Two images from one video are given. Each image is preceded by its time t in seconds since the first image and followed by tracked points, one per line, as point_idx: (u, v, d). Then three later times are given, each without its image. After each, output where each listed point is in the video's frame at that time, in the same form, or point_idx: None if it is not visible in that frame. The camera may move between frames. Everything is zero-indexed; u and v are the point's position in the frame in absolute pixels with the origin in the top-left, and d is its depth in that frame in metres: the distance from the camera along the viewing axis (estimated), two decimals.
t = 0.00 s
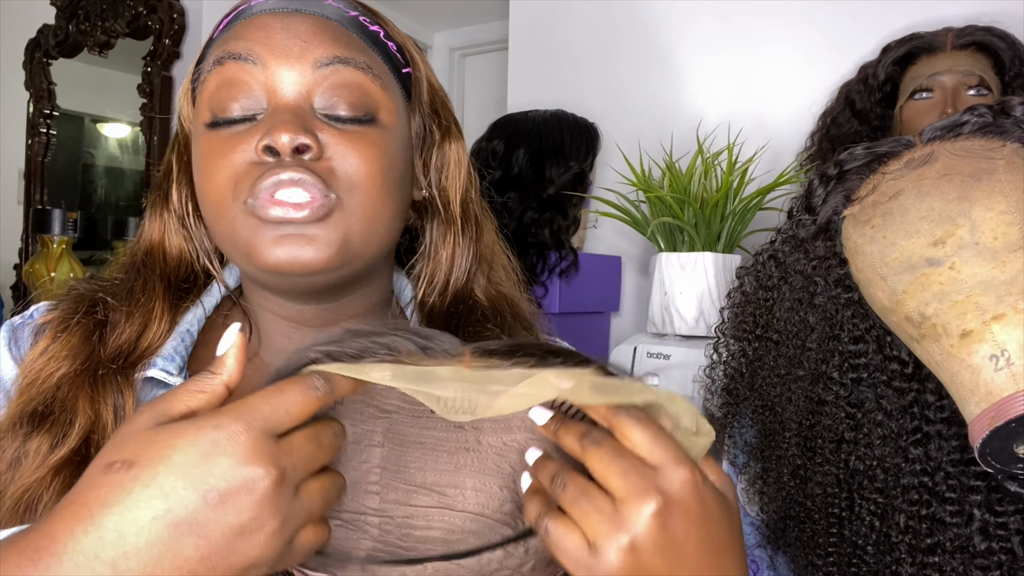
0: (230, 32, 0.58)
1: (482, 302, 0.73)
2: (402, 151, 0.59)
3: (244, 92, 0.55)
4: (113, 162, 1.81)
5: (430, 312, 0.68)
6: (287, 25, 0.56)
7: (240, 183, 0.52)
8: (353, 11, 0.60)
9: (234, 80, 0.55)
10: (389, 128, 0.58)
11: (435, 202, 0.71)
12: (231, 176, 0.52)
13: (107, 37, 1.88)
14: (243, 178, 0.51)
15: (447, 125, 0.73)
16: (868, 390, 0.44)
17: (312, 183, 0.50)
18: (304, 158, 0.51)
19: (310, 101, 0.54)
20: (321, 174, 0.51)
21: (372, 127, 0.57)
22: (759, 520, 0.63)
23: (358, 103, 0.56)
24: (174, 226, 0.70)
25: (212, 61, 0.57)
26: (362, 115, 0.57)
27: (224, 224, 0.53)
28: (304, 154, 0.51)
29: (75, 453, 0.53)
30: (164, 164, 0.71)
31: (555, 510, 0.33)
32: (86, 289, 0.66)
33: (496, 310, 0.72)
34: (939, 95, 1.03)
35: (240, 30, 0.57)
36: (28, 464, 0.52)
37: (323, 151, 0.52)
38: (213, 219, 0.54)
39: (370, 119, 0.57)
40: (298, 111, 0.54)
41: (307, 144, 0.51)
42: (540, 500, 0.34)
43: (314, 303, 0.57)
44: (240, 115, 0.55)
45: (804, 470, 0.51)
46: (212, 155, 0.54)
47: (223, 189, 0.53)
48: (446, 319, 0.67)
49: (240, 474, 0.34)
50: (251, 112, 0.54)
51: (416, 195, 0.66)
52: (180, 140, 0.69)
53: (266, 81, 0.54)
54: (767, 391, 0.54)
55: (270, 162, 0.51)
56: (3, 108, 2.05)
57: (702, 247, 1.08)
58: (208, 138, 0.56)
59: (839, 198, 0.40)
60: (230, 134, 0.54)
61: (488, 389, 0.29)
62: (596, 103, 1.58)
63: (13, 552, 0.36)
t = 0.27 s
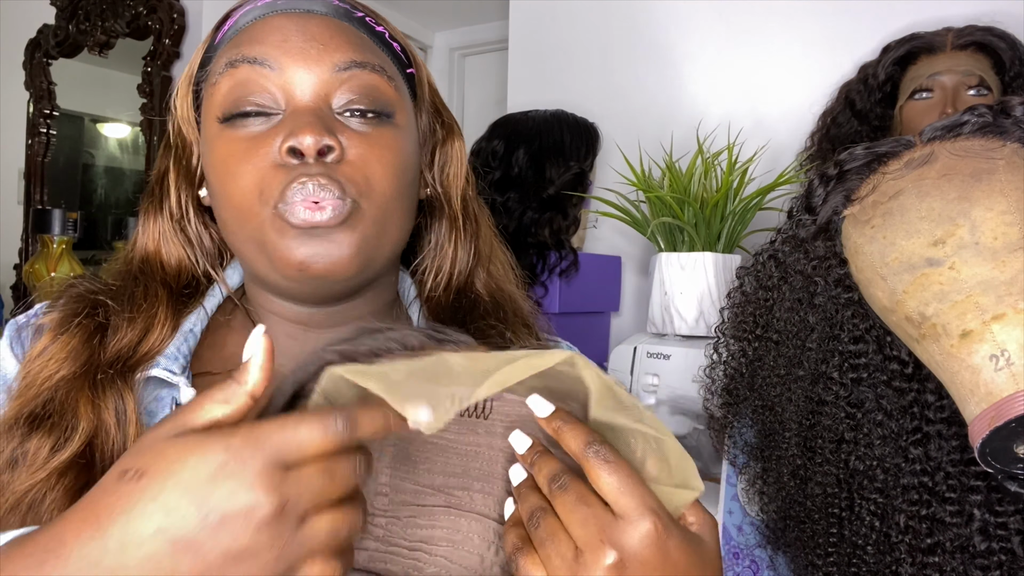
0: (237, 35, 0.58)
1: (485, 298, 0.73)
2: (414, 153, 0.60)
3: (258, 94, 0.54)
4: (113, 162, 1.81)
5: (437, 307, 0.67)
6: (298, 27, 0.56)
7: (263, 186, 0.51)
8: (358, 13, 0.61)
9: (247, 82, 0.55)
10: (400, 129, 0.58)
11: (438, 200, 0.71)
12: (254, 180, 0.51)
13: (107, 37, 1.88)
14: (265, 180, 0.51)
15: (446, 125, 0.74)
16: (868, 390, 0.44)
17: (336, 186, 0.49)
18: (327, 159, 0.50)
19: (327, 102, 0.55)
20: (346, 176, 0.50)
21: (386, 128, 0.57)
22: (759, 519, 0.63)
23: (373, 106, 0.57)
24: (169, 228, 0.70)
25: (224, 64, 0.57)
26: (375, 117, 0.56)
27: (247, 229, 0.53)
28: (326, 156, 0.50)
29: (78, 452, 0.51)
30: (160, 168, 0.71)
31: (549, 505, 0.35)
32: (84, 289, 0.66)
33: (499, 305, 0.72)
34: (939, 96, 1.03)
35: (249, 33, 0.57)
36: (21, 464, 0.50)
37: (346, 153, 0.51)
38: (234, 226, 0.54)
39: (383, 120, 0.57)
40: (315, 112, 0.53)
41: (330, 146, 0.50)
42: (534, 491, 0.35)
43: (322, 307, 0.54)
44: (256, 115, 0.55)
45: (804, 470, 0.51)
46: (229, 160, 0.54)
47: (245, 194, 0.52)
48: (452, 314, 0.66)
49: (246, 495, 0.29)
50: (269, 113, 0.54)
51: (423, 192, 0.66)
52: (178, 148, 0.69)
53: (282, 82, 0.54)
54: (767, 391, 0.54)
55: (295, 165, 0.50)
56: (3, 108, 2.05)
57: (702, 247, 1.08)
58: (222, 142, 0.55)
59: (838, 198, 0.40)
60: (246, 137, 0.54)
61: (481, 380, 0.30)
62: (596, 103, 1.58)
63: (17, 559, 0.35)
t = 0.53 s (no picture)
0: (246, 35, 0.58)
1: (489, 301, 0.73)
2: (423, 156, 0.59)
3: (269, 95, 0.54)
4: (113, 162, 1.81)
5: (442, 311, 0.69)
6: (308, 28, 0.56)
7: (272, 190, 0.52)
8: (368, 14, 0.60)
9: (256, 83, 0.55)
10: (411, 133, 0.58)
11: (443, 204, 0.72)
12: (263, 182, 0.52)
13: (108, 37, 1.88)
14: (277, 182, 0.52)
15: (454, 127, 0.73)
16: (868, 390, 0.44)
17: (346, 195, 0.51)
18: (336, 164, 0.51)
19: (338, 105, 0.55)
20: (354, 181, 0.51)
21: (395, 131, 0.57)
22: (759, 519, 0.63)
23: (384, 108, 0.57)
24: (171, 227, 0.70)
25: (233, 65, 0.57)
26: (386, 119, 0.57)
27: (253, 231, 0.53)
28: (339, 158, 0.52)
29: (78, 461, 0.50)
30: (163, 164, 0.70)
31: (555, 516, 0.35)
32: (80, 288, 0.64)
33: (504, 307, 0.72)
34: (938, 96, 1.03)
35: (258, 34, 0.57)
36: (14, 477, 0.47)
37: (356, 157, 0.52)
38: (238, 226, 0.54)
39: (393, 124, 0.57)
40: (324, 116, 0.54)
41: (343, 149, 0.52)
42: (540, 502, 0.36)
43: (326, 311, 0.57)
44: (265, 116, 0.55)
45: (803, 470, 0.51)
46: (236, 161, 0.54)
47: (251, 195, 0.52)
48: (458, 320, 0.68)
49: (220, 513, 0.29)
50: (279, 114, 0.54)
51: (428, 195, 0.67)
52: (182, 143, 0.68)
53: (293, 84, 0.54)
54: (767, 391, 0.54)
55: (303, 166, 0.51)
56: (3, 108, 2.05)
57: (702, 247, 1.08)
58: (229, 142, 0.55)
59: (839, 198, 0.40)
60: (255, 138, 0.54)
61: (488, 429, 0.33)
62: (596, 103, 1.58)
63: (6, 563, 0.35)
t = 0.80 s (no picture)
0: (246, 37, 0.58)
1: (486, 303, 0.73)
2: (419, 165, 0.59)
3: (266, 102, 0.55)
4: (112, 162, 1.81)
5: (437, 314, 0.68)
6: (306, 33, 0.56)
7: (265, 197, 0.52)
8: (369, 18, 0.60)
9: (252, 88, 0.55)
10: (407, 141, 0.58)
11: (441, 206, 0.72)
12: (255, 188, 0.52)
13: (108, 37, 1.88)
14: (270, 189, 0.52)
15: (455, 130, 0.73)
16: (868, 390, 0.44)
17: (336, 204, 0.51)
18: (330, 174, 0.52)
19: (334, 114, 0.55)
20: (348, 190, 0.52)
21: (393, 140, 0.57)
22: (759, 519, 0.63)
23: (381, 118, 0.56)
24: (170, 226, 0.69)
25: (231, 70, 0.56)
26: (383, 128, 0.57)
27: (245, 235, 0.53)
28: (332, 170, 0.52)
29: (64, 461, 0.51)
30: (164, 161, 0.69)
31: (543, 519, 0.37)
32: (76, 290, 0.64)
33: (500, 309, 0.72)
34: (938, 96, 1.03)
35: (257, 37, 0.57)
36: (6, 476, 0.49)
37: (350, 167, 0.52)
38: (230, 232, 0.54)
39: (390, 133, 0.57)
40: (320, 126, 0.54)
41: (335, 161, 0.51)
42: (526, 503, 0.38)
43: (321, 312, 0.57)
44: (262, 122, 0.55)
45: (804, 470, 0.51)
46: (231, 166, 0.54)
47: (245, 201, 0.52)
48: (452, 322, 0.68)
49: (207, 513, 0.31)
50: (275, 122, 0.55)
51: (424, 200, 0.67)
52: (182, 141, 0.67)
53: (289, 91, 0.54)
54: (767, 391, 0.54)
55: (298, 176, 0.51)
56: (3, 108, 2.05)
57: (702, 247, 1.08)
58: (224, 146, 0.55)
59: (838, 198, 0.40)
60: (251, 145, 0.54)
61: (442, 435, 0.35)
62: (596, 103, 1.58)
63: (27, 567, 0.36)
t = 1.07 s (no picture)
0: (243, 38, 0.58)
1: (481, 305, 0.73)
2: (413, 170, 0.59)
3: (263, 103, 0.55)
4: (113, 162, 1.81)
5: (429, 317, 0.69)
6: (304, 36, 0.56)
7: (260, 199, 0.52)
8: (368, 22, 0.60)
9: (249, 89, 0.55)
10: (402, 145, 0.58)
11: (435, 209, 0.72)
12: (251, 190, 0.52)
13: (108, 37, 1.88)
14: (264, 192, 0.52)
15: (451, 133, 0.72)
16: (868, 390, 0.44)
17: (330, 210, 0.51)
18: (322, 180, 0.51)
19: (330, 118, 0.55)
20: (341, 197, 0.52)
21: (389, 144, 0.57)
22: (759, 519, 0.63)
23: (376, 122, 0.57)
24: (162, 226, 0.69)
25: (228, 71, 0.56)
26: (378, 132, 0.57)
27: (240, 236, 0.53)
28: (326, 173, 0.52)
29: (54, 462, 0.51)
30: (158, 161, 0.69)
31: (530, 522, 0.37)
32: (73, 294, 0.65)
33: (492, 310, 0.72)
34: (938, 96, 1.03)
35: (255, 39, 0.57)
36: None
37: (343, 173, 0.52)
38: (223, 233, 0.54)
39: (386, 136, 0.57)
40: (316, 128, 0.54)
41: (330, 164, 0.51)
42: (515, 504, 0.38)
43: (312, 315, 0.57)
44: (258, 124, 0.55)
45: (804, 470, 0.51)
46: (226, 167, 0.54)
47: (239, 203, 0.52)
48: (445, 325, 0.68)
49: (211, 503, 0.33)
50: (271, 123, 0.55)
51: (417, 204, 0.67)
52: (176, 139, 0.68)
53: (286, 93, 0.54)
54: (766, 391, 0.54)
55: (293, 179, 0.51)
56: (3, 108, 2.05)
57: (702, 247, 1.08)
58: (220, 146, 0.55)
59: (838, 198, 0.40)
60: (247, 146, 0.54)
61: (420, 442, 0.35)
62: (596, 103, 1.58)
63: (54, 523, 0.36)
